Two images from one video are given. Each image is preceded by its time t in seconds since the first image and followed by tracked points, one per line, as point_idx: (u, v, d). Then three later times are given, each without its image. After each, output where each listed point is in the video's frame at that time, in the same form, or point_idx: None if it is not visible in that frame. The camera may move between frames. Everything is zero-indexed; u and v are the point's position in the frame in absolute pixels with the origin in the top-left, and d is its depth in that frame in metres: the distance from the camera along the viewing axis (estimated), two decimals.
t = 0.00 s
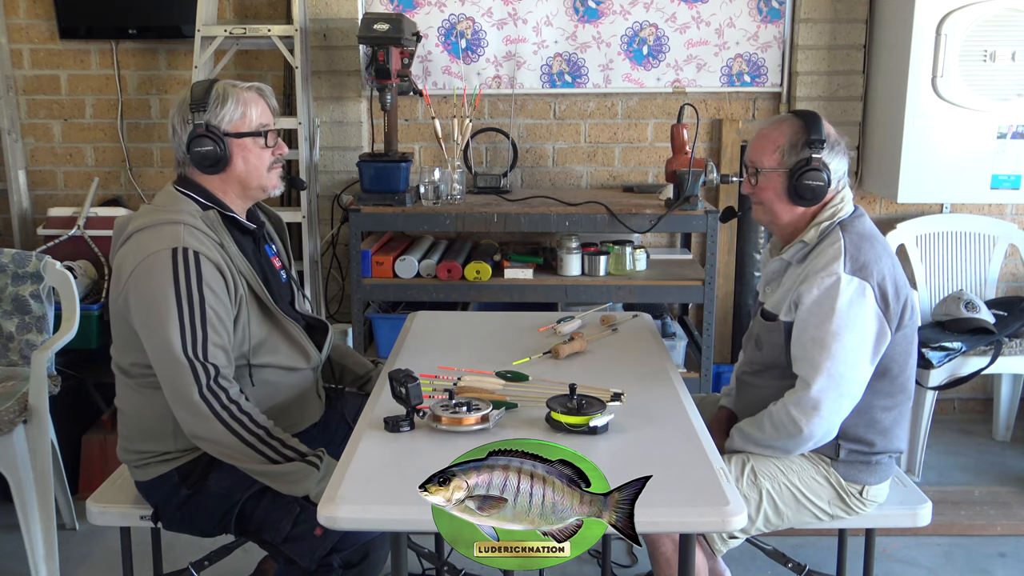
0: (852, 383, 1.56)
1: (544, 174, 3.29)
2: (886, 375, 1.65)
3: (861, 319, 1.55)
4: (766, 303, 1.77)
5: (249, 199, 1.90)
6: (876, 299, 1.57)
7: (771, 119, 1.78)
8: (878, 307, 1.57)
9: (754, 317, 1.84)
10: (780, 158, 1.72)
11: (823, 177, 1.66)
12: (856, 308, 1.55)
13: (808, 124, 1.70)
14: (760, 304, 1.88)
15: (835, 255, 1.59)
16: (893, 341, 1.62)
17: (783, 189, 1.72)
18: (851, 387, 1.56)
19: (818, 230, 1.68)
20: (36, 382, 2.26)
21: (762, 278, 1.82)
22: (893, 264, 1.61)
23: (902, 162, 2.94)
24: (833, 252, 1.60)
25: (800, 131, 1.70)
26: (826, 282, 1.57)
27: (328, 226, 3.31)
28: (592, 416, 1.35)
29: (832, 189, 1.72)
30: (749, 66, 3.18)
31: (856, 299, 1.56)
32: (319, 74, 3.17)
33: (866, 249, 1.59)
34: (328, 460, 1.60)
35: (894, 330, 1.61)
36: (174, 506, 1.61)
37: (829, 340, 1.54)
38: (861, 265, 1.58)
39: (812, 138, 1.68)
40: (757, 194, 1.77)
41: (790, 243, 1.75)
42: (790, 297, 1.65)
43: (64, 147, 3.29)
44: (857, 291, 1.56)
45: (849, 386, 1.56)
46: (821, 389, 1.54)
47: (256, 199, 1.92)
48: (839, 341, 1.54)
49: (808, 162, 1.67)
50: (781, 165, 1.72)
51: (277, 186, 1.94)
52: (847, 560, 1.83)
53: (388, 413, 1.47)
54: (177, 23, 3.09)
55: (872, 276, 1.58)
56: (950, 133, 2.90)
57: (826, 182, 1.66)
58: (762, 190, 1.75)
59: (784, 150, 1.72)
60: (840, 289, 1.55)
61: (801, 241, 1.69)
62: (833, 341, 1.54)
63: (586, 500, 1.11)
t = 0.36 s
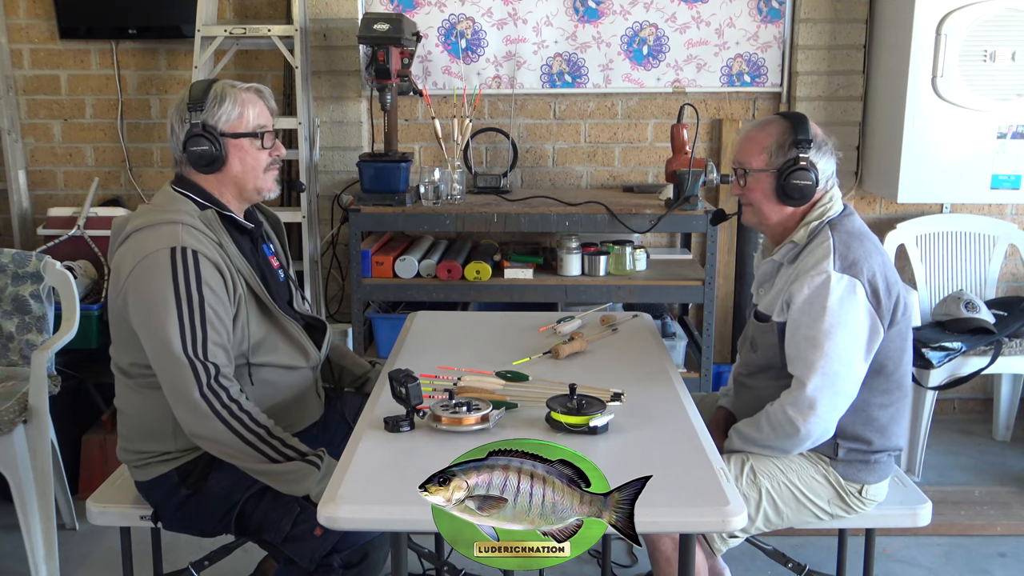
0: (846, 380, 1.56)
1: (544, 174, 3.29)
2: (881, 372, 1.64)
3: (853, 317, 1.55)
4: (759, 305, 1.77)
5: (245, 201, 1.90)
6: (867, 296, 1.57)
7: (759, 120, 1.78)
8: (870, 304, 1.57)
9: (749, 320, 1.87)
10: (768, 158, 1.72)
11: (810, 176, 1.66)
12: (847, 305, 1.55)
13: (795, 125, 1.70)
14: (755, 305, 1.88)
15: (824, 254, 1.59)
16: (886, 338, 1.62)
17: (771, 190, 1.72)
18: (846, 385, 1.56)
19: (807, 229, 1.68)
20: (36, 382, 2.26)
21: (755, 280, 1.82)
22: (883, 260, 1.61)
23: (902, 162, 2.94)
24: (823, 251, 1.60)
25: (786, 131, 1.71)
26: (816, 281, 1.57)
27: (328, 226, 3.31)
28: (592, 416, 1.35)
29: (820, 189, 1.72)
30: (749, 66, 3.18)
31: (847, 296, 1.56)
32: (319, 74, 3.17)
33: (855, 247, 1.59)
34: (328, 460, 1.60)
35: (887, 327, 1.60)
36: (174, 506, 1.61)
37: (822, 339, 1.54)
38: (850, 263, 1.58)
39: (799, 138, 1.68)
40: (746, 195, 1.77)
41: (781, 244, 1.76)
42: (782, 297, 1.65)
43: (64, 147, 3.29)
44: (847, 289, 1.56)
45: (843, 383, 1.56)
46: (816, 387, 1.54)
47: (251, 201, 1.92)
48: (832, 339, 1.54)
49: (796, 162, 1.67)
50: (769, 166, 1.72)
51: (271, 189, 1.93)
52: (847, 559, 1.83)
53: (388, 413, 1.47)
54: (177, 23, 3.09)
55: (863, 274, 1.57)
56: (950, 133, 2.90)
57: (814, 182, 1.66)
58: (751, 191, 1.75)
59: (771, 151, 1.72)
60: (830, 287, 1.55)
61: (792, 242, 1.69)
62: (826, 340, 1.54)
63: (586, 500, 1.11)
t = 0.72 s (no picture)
0: (844, 380, 1.56)
1: (544, 174, 3.29)
2: (879, 371, 1.65)
3: (850, 316, 1.55)
4: (756, 305, 1.77)
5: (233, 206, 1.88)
6: (864, 295, 1.57)
7: (755, 121, 1.78)
8: (867, 303, 1.57)
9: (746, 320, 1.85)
10: (764, 159, 1.72)
11: (807, 177, 1.66)
12: (844, 305, 1.55)
13: (792, 125, 1.70)
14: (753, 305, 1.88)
15: (821, 254, 1.59)
16: (884, 336, 1.62)
17: (768, 191, 1.72)
18: (844, 384, 1.56)
19: (804, 229, 1.68)
20: (36, 382, 2.26)
21: (752, 280, 1.82)
22: (880, 259, 1.61)
23: (902, 162, 2.94)
24: (820, 251, 1.60)
25: (783, 131, 1.71)
26: (813, 281, 1.57)
27: (328, 226, 3.31)
28: (592, 416, 1.35)
29: (817, 189, 1.73)
30: (749, 66, 3.18)
31: (844, 296, 1.56)
32: (319, 74, 3.17)
33: (852, 246, 1.59)
34: (327, 460, 1.60)
35: (885, 326, 1.60)
36: (174, 506, 1.61)
37: (820, 339, 1.54)
38: (847, 262, 1.58)
39: (796, 138, 1.68)
40: (744, 196, 1.77)
41: (778, 244, 1.76)
42: (779, 297, 1.65)
43: (64, 147, 3.29)
44: (844, 288, 1.56)
45: (842, 383, 1.56)
46: (814, 387, 1.54)
47: (241, 207, 1.90)
48: (830, 339, 1.54)
49: (793, 163, 1.67)
50: (766, 167, 1.72)
51: (262, 198, 1.91)
52: (847, 559, 1.83)
53: (389, 413, 1.47)
54: (177, 23, 3.09)
55: (860, 273, 1.57)
56: (950, 133, 2.90)
57: (811, 183, 1.66)
58: (748, 191, 1.75)
59: (768, 151, 1.72)
60: (827, 287, 1.55)
61: (789, 242, 1.69)
62: (824, 339, 1.54)
63: (586, 500, 1.11)
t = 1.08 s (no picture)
0: (843, 381, 1.56)
1: (544, 174, 3.29)
2: (878, 371, 1.65)
3: (848, 317, 1.55)
4: (754, 306, 1.77)
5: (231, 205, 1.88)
6: (862, 296, 1.57)
7: (752, 121, 1.77)
8: (865, 304, 1.57)
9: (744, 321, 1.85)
10: (762, 160, 1.72)
11: (805, 179, 1.65)
12: (843, 306, 1.55)
13: (789, 126, 1.70)
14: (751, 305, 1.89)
15: (819, 255, 1.59)
16: (882, 337, 1.62)
17: (766, 192, 1.72)
18: (843, 386, 1.56)
19: (802, 230, 1.68)
20: (36, 382, 2.26)
21: (750, 281, 1.82)
22: (878, 260, 1.61)
23: (902, 162, 2.94)
24: (817, 252, 1.60)
25: (781, 133, 1.71)
26: (811, 282, 1.57)
27: (328, 226, 3.31)
28: (592, 416, 1.35)
29: (815, 190, 1.73)
30: (749, 66, 3.18)
31: (842, 297, 1.56)
32: (319, 74, 3.17)
33: (850, 247, 1.59)
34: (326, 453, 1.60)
35: (883, 326, 1.60)
36: (174, 506, 1.61)
37: (818, 340, 1.54)
38: (845, 263, 1.58)
39: (794, 139, 1.68)
40: (742, 197, 1.77)
41: (776, 245, 1.76)
42: (776, 298, 1.65)
43: (64, 147, 3.29)
44: (842, 289, 1.56)
45: (841, 384, 1.56)
46: (813, 389, 1.54)
47: (239, 207, 1.90)
48: (828, 340, 1.54)
49: (790, 164, 1.67)
50: (763, 168, 1.72)
51: (259, 197, 1.91)
52: (847, 559, 1.83)
53: (388, 413, 1.47)
54: (177, 23, 3.09)
55: (857, 274, 1.57)
56: (950, 133, 2.90)
57: (809, 184, 1.66)
58: (746, 193, 1.75)
59: (766, 152, 1.72)
60: (825, 288, 1.55)
61: (786, 243, 1.69)
62: (822, 341, 1.54)
63: (586, 500, 1.11)
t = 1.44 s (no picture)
0: (844, 382, 1.56)
1: (544, 174, 3.29)
2: (878, 371, 1.65)
3: (849, 317, 1.55)
4: (755, 307, 1.77)
5: (232, 204, 1.88)
6: (863, 297, 1.57)
7: (753, 121, 1.77)
8: (866, 304, 1.57)
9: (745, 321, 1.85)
10: (763, 160, 1.72)
11: (806, 179, 1.65)
12: (844, 306, 1.55)
13: (790, 126, 1.70)
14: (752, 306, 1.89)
15: (820, 255, 1.59)
16: (883, 337, 1.62)
17: (767, 192, 1.72)
18: (843, 386, 1.56)
19: (803, 230, 1.68)
20: (36, 382, 2.26)
21: (751, 281, 1.82)
22: (879, 261, 1.61)
23: (902, 162, 2.94)
24: (819, 252, 1.60)
25: (782, 133, 1.71)
26: (813, 282, 1.57)
27: (328, 226, 3.31)
28: (592, 416, 1.35)
29: (816, 190, 1.73)
30: (749, 66, 3.18)
31: (843, 297, 1.56)
32: (319, 74, 3.17)
33: (851, 247, 1.59)
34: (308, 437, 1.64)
35: (884, 327, 1.60)
36: (174, 506, 1.61)
37: (819, 340, 1.54)
38: (846, 263, 1.58)
39: (795, 140, 1.68)
40: (743, 197, 1.77)
41: (777, 245, 1.76)
42: (777, 298, 1.65)
43: (64, 147, 3.29)
44: (843, 290, 1.56)
45: (842, 385, 1.56)
46: (814, 389, 1.54)
47: (240, 206, 1.90)
48: (829, 341, 1.54)
49: (791, 164, 1.67)
50: (764, 168, 1.72)
51: (260, 195, 1.91)
52: (847, 559, 1.83)
53: (388, 413, 1.47)
54: (177, 23, 3.09)
55: (858, 274, 1.57)
56: (950, 133, 2.90)
57: (810, 184, 1.66)
58: (747, 193, 1.75)
59: (767, 153, 1.72)
60: (826, 288, 1.55)
61: (787, 243, 1.69)
62: (823, 341, 1.54)
63: (586, 500, 1.11)
